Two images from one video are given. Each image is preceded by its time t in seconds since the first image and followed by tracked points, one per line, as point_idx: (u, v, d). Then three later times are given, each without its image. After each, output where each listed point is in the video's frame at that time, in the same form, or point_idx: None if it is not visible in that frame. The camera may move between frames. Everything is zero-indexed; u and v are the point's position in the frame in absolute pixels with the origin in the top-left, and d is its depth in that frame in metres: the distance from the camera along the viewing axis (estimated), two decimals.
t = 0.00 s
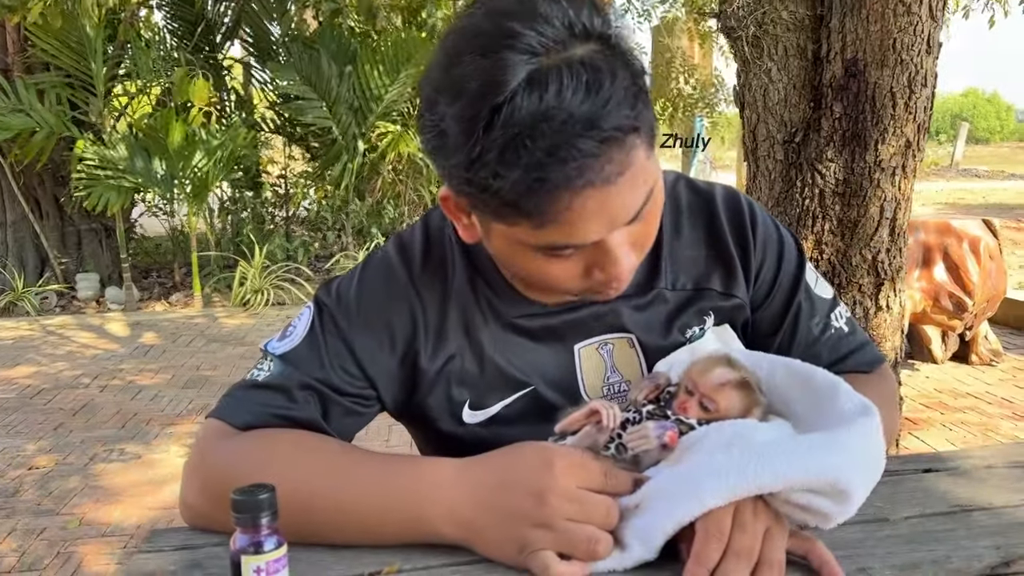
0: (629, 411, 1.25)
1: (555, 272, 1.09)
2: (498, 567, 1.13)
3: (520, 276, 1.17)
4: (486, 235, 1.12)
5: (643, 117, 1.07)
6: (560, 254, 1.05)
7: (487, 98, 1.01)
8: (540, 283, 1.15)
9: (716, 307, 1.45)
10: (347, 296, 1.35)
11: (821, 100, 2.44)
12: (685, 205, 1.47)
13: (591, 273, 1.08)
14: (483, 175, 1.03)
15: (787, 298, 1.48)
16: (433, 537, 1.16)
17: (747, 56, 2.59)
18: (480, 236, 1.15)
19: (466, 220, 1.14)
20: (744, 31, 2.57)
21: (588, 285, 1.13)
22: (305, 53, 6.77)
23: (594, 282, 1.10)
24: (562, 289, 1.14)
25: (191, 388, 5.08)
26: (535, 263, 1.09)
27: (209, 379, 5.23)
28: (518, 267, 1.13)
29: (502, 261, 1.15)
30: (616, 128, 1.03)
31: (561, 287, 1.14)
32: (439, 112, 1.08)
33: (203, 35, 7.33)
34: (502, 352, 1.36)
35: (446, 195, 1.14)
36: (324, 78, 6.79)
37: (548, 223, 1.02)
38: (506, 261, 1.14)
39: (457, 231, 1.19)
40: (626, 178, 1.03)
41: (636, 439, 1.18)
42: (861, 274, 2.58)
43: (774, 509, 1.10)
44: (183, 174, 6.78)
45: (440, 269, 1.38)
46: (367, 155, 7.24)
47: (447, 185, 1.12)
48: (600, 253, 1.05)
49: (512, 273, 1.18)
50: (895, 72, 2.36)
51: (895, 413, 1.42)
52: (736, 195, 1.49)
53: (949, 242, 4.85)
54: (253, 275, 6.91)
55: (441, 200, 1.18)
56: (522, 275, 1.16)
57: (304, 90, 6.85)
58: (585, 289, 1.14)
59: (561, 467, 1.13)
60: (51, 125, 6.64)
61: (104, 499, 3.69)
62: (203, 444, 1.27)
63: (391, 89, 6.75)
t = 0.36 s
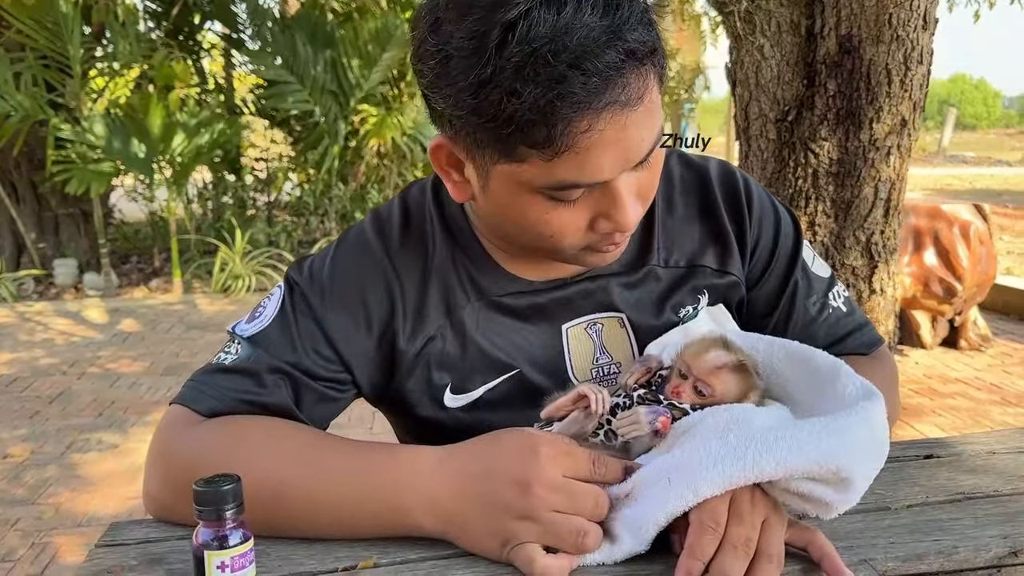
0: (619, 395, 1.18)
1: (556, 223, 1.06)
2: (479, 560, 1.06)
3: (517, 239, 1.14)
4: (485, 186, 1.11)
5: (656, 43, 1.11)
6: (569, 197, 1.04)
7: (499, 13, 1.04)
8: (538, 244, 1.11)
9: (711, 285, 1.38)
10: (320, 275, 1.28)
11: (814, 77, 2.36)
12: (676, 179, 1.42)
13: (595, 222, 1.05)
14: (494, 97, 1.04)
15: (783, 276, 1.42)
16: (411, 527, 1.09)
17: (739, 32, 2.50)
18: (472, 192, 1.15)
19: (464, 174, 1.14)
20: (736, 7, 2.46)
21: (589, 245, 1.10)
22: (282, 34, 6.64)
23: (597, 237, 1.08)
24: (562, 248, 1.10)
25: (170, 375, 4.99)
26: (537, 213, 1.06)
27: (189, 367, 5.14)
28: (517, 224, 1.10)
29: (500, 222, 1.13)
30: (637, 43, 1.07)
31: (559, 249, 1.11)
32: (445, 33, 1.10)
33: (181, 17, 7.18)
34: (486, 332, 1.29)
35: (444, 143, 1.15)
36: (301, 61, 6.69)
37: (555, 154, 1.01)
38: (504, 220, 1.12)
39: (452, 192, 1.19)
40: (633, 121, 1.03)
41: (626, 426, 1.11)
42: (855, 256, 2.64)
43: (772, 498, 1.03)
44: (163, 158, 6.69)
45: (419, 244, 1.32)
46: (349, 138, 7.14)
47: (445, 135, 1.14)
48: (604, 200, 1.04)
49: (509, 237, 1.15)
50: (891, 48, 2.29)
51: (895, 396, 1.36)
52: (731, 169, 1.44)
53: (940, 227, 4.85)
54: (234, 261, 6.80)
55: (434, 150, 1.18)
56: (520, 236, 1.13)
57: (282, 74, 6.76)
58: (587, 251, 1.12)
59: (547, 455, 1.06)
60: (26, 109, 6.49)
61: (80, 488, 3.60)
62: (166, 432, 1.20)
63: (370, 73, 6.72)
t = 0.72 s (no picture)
0: (606, 378, 1.15)
1: (641, 116, 1.12)
2: (462, 547, 1.03)
3: (590, 156, 1.13)
4: (565, 101, 1.13)
5: None
6: (655, 82, 1.13)
7: None
8: (618, 153, 1.13)
9: (702, 264, 1.36)
10: (297, 254, 1.24)
11: (804, 59, 2.31)
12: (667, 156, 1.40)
13: (675, 113, 1.14)
14: None
15: (774, 254, 1.40)
16: (392, 513, 1.06)
17: (729, 14, 2.44)
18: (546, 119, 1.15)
19: (529, 103, 1.16)
20: None
21: (652, 159, 1.15)
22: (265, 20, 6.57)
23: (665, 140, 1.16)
24: (635, 157, 1.13)
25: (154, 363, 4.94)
26: (624, 109, 1.11)
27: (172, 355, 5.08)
28: (601, 130, 1.12)
29: (575, 139, 1.13)
30: None
31: (632, 159, 1.13)
32: None
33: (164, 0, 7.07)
34: (471, 313, 1.25)
35: (508, 79, 1.17)
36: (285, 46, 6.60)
37: (657, 30, 1.12)
38: (581, 133, 1.13)
39: (508, 129, 1.17)
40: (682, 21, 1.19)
41: (613, 409, 1.08)
42: (845, 241, 2.65)
43: (762, 482, 1.01)
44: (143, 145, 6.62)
45: (401, 221, 1.28)
46: (334, 125, 7.07)
47: (510, 62, 1.18)
48: (676, 95, 1.15)
49: (577, 160, 1.14)
50: (882, 30, 2.25)
51: (885, 377, 1.34)
52: (720, 146, 1.43)
53: (927, 214, 4.84)
54: (219, 249, 6.73)
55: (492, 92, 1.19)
56: (596, 151, 1.13)
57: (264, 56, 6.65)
58: (647, 170, 1.16)
59: (532, 438, 1.03)
60: (7, 93, 6.38)
61: (61, 477, 3.56)
62: (137, 418, 1.16)
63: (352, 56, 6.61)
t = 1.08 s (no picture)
0: (591, 365, 1.14)
1: (643, 79, 1.10)
2: (446, 535, 1.02)
3: (593, 121, 1.11)
4: (566, 66, 1.11)
5: None
6: (653, 44, 1.12)
7: None
8: (620, 118, 1.11)
9: (687, 254, 1.35)
10: (282, 243, 1.23)
11: (790, 47, 2.31)
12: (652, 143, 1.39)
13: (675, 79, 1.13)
14: None
15: (758, 244, 1.39)
16: (374, 501, 1.05)
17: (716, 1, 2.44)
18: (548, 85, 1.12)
19: (529, 71, 1.14)
20: None
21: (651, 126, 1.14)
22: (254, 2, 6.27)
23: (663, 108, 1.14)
24: (637, 124, 1.11)
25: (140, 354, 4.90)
26: (626, 73, 1.10)
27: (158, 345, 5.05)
28: (603, 95, 1.10)
29: (578, 104, 1.11)
30: None
31: (634, 126, 1.11)
32: None
33: None
34: (458, 304, 1.24)
35: (508, 46, 1.14)
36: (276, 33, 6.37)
37: None
38: (583, 98, 1.11)
39: (510, 97, 1.14)
40: None
41: (598, 395, 1.07)
42: (832, 229, 2.66)
43: (747, 468, 1.01)
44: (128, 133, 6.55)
45: (389, 211, 1.27)
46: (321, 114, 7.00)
47: (511, 28, 1.15)
48: (672, 60, 1.14)
49: (579, 126, 1.12)
50: (868, 18, 2.24)
51: (870, 364, 1.34)
52: (705, 134, 1.42)
53: (913, 204, 4.85)
54: (204, 239, 6.68)
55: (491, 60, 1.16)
56: (599, 116, 1.11)
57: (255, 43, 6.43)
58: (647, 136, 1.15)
59: (515, 424, 1.02)
60: None
61: (46, 468, 3.53)
62: (117, 406, 1.14)
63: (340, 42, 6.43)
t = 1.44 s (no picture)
0: (581, 352, 1.13)
1: (629, 55, 1.09)
2: (436, 523, 1.01)
3: (581, 100, 1.10)
4: (550, 42, 1.09)
5: None
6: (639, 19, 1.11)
7: None
8: (607, 96, 1.09)
9: (677, 241, 1.35)
10: (269, 230, 1.21)
11: (780, 35, 2.30)
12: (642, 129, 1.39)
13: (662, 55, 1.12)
14: None
15: (748, 230, 1.39)
16: (362, 490, 1.04)
17: None
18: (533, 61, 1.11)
19: (513, 48, 1.12)
20: None
21: (640, 105, 1.13)
22: None
23: (651, 85, 1.13)
24: (625, 101, 1.10)
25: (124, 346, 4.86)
26: (613, 48, 1.08)
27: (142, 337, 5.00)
28: (590, 71, 1.08)
29: (564, 81, 1.10)
30: None
31: (623, 105, 1.10)
32: None
33: None
34: (448, 291, 1.23)
35: (490, 24, 1.13)
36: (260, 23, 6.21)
37: None
38: (570, 75, 1.09)
39: (494, 76, 1.13)
40: None
41: (588, 381, 1.05)
42: (819, 218, 2.66)
43: (737, 454, 1.00)
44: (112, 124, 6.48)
45: (377, 198, 1.25)
46: (307, 104, 6.95)
47: (493, 5, 1.14)
48: (659, 36, 1.12)
49: (567, 104, 1.10)
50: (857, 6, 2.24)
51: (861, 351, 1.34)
52: (695, 119, 1.41)
53: (899, 194, 4.87)
54: (189, 231, 6.62)
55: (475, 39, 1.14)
56: (587, 94, 1.09)
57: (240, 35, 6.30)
58: (637, 113, 1.13)
59: (504, 412, 1.02)
60: None
61: (30, 461, 3.49)
62: (101, 394, 1.13)
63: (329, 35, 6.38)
